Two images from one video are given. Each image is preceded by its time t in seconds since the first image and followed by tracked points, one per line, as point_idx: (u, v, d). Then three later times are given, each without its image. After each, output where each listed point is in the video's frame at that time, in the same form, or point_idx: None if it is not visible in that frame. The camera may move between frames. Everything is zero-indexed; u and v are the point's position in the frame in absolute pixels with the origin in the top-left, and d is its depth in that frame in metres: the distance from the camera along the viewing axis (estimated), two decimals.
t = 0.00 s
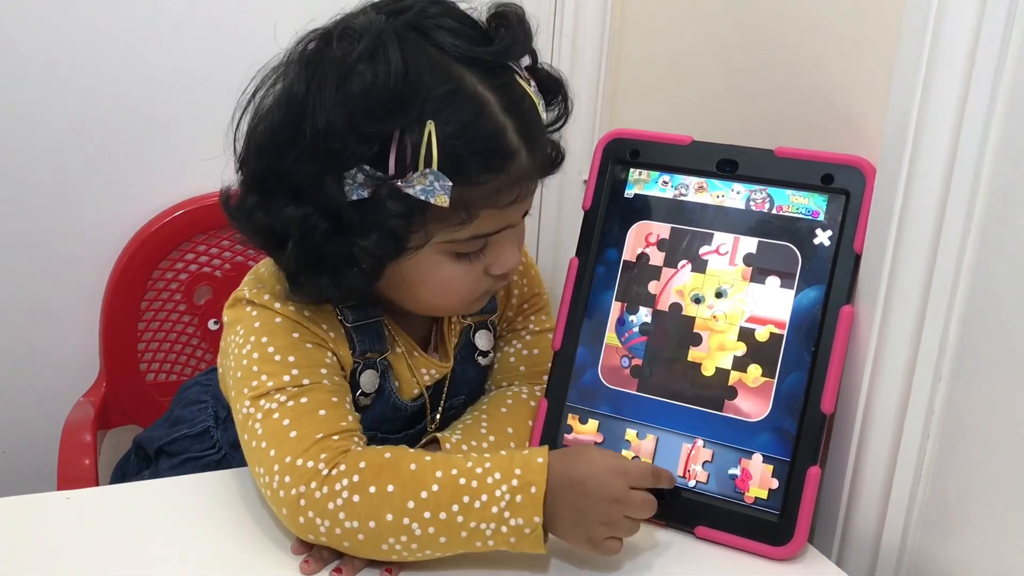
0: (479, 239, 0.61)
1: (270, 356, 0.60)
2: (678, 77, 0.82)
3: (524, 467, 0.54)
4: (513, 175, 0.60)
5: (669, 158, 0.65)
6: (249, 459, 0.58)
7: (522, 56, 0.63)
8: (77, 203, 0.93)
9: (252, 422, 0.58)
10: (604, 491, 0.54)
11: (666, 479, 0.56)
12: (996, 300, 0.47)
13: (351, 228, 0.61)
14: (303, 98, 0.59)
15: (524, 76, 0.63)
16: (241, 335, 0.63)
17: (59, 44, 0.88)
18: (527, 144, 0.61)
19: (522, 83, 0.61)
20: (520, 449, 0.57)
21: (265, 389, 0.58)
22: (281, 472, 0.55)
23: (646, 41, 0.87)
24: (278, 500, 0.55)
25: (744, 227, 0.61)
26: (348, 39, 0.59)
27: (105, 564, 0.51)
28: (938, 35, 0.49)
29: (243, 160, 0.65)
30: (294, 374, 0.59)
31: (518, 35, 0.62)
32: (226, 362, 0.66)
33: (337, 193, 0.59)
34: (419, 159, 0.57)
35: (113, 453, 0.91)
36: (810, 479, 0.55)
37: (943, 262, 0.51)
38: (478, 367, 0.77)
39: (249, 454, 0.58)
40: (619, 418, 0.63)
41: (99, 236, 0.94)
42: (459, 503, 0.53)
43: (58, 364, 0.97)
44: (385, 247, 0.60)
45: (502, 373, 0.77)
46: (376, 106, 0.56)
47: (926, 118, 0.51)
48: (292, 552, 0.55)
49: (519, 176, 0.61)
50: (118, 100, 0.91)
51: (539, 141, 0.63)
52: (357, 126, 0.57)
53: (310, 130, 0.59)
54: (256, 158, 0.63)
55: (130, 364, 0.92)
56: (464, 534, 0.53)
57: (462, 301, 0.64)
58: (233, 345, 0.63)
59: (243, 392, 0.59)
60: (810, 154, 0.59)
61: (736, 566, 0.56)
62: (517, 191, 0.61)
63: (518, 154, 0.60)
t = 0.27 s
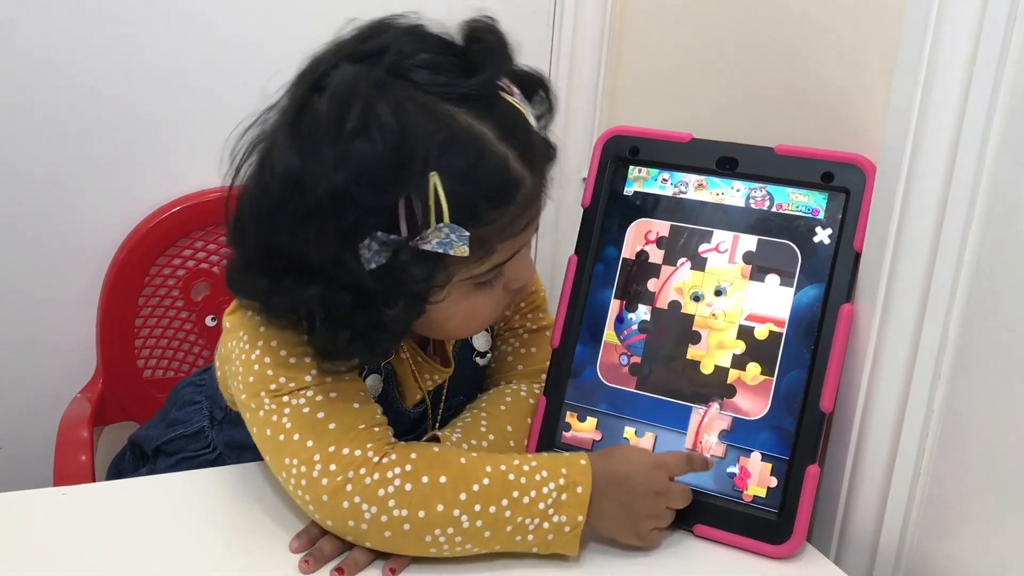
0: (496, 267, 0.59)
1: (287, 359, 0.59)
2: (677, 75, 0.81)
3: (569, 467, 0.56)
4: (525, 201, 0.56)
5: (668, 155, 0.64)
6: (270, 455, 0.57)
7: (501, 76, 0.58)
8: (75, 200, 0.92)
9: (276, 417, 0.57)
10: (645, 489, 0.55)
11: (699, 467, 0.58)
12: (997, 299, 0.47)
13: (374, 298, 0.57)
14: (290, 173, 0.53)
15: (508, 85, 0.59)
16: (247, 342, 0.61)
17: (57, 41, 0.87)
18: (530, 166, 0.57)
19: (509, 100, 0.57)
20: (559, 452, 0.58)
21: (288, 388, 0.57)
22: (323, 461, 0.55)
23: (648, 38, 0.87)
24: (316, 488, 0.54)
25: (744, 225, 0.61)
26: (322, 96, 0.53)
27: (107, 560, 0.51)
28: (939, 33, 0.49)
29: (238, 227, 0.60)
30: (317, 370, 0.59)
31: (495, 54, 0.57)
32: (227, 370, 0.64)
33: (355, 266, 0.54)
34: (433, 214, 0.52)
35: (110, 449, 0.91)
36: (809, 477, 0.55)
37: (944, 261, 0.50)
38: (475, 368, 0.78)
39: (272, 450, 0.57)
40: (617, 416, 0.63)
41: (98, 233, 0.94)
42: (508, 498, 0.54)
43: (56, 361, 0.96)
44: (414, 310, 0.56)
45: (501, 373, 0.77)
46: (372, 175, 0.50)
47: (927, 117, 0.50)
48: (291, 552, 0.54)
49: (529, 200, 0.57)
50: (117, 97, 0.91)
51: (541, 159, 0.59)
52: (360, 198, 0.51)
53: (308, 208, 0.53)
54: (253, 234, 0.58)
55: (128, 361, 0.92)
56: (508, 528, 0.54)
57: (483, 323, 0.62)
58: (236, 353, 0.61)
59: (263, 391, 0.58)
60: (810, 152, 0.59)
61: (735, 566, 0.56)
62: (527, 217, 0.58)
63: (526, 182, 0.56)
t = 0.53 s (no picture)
0: (485, 262, 0.59)
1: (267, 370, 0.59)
2: (674, 70, 0.81)
3: (542, 408, 0.58)
4: (491, 196, 0.57)
5: (666, 150, 0.64)
6: (258, 467, 0.56)
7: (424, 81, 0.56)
8: (71, 195, 0.92)
9: (261, 428, 0.57)
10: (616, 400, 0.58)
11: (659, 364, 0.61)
12: (995, 294, 0.47)
13: (373, 343, 0.56)
14: (250, 255, 0.51)
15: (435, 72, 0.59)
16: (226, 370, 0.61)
17: (53, 34, 0.86)
18: (485, 160, 0.57)
19: (442, 97, 0.56)
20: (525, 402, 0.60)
21: (270, 398, 0.58)
22: (309, 468, 0.54)
23: (645, 33, 0.87)
24: (306, 497, 0.54)
25: (741, 221, 0.61)
26: (256, 163, 0.51)
27: (103, 555, 0.51)
28: (938, 28, 0.49)
29: (206, 308, 0.57)
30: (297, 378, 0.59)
31: (420, 62, 0.55)
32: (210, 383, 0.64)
33: (350, 322, 0.54)
34: (406, 248, 0.52)
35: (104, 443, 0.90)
36: (805, 473, 0.55)
37: (942, 257, 0.50)
38: (466, 367, 0.77)
39: (261, 462, 0.56)
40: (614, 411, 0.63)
41: (95, 228, 0.94)
42: (494, 455, 0.55)
43: (51, 356, 0.96)
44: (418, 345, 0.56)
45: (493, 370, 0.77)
46: (335, 242, 0.49)
47: (925, 112, 0.50)
48: (286, 549, 0.54)
49: (495, 189, 0.57)
50: (113, 90, 0.90)
51: (492, 152, 0.58)
52: (329, 263, 0.50)
53: (281, 282, 0.51)
54: (228, 310, 0.55)
55: (123, 355, 0.92)
56: (503, 485, 0.55)
57: (482, 309, 0.62)
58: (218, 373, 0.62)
59: (248, 404, 0.58)
60: (808, 148, 0.59)
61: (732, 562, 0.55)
62: (500, 206, 0.58)
63: (483, 175, 0.56)
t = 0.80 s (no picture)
0: (493, 264, 0.58)
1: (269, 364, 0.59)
2: (673, 69, 0.81)
3: (518, 374, 0.59)
4: (504, 201, 0.57)
5: (665, 150, 0.64)
6: (260, 464, 0.56)
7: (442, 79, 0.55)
8: (71, 194, 0.92)
9: (262, 424, 0.57)
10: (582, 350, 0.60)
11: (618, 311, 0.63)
12: (994, 292, 0.47)
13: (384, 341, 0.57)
14: (265, 253, 0.50)
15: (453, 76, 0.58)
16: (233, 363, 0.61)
17: (53, 34, 0.86)
18: (498, 164, 0.57)
19: (458, 99, 0.56)
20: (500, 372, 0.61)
21: (272, 393, 0.58)
22: (310, 464, 0.54)
23: (645, 32, 0.87)
24: (307, 493, 0.54)
25: (741, 220, 0.61)
26: (274, 160, 0.50)
27: (105, 553, 0.51)
28: (937, 27, 0.49)
29: (215, 300, 0.57)
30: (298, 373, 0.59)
31: (437, 65, 0.55)
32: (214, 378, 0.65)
33: (363, 322, 0.54)
34: (419, 249, 0.52)
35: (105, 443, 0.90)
36: (804, 471, 0.55)
37: (940, 256, 0.50)
38: (467, 366, 0.77)
39: (263, 459, 0.56)
40: (614, 410, 0.63)
41: (96, 227, 0.94)
42: (483, 426, 0.56)
43: (51, 356, 0.96)
44: (428, 345, 0.58)
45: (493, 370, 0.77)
46: (352, 245, 0.49)
47: (925, 111, 0.50)
48: (287, 547, 0.54)
49: (507, 192, 0.57)
50: (114, 90, 0.91)
51: (504, 156, 0.58)
52: (344, 265, 0.50)
53: (296, 280, 0.51)
54: (241, 306, 0.55)
55: (123, 354, 0.92)
56: (496, 454, 0.56)
57: (489, 308, 0.62)
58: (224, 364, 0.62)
59: (250, 400, 0.58)
60: (807, 147, 0.59)
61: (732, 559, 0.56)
62: (512, 209, 0.58)
63: (497, 178, 0.56)
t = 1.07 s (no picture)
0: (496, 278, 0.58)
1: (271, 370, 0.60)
2: (672, 70, 0.81)
3: (517, 381, 0.59)
4: (513, 215, 0.56)
5: (664, 151, 0.64)
6: (258, 469, 0.56)
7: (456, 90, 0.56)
8: (69, 196, 0.92)
9: (261, 429, 0.57)
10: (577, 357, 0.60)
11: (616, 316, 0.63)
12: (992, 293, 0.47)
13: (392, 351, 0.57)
14: (275, 264, 0.50)
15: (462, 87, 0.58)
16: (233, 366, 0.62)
17: (52, 35, 0.86)
18: (508, 178, 0.56)
19: (468, 111, 0.56)
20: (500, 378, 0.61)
21: (271, 399, 0.59)
22: (308, 469, 0.54)
23: (644, 34, 0.87)
24: (305, 499, 0.54)
25: (739, 221, 0.61)
26: (284, 170, 0.50)
27: (104, 555, 0.51)
28: (936, 28, 0.49)
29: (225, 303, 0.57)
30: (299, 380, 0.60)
31: (447, 78, 0.55)
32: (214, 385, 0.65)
33: (370, 333, 0.54)
34: (429, 263, 0.52)
35: (104, 445, 0.91)
36: (804, 472, 0.55)
37: (939, 257, 0.50)
38: (465, 368, 0.77)
39: (261, 464, 0.56)
40: (613, 412, 0.63)
41: (94, 228, 0.94)
42: (482, 434, 0.56)
43: (49, 357, 0.96)
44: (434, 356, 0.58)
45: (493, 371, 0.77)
46: (364, 258, 0.49)
47: (923, 112, 0.50)
48: (286, 549, 0.54)
49: (518, 206, 0.57)
50: (112, 91, 0.90)
51: (514, 168, 0.58)
52: (355, 278, 0.50)
53: (305, 291, 0.51)
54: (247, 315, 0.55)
55: (123, 356, 0.92)
56: (494, 462, 0.55)
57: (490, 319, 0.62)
58: (225, 369, 0.62)
59: (249, 405, 0.59)
60: (806, 148, 0.59)
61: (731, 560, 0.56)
62: (519, 223, 0.57)
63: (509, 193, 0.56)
